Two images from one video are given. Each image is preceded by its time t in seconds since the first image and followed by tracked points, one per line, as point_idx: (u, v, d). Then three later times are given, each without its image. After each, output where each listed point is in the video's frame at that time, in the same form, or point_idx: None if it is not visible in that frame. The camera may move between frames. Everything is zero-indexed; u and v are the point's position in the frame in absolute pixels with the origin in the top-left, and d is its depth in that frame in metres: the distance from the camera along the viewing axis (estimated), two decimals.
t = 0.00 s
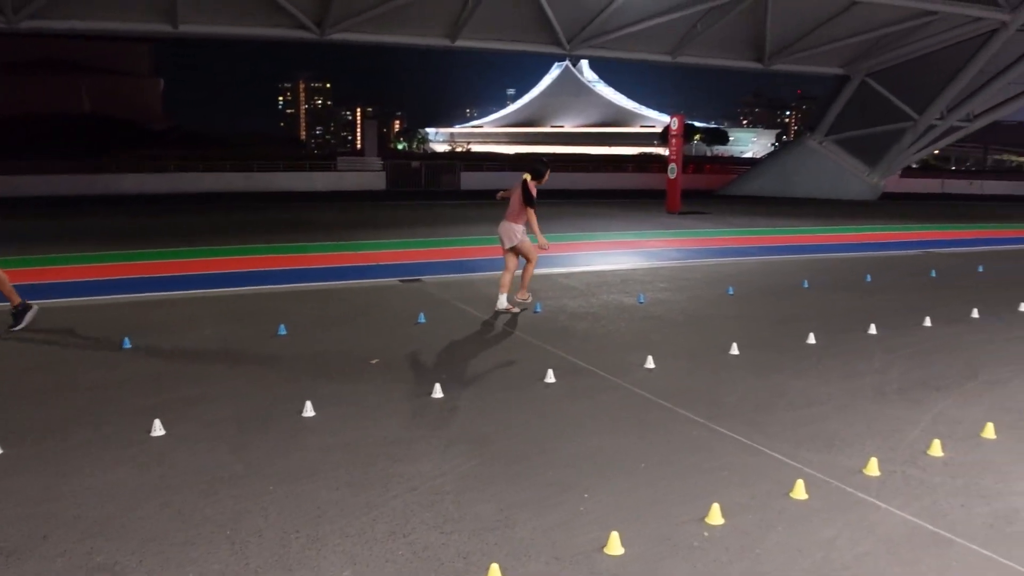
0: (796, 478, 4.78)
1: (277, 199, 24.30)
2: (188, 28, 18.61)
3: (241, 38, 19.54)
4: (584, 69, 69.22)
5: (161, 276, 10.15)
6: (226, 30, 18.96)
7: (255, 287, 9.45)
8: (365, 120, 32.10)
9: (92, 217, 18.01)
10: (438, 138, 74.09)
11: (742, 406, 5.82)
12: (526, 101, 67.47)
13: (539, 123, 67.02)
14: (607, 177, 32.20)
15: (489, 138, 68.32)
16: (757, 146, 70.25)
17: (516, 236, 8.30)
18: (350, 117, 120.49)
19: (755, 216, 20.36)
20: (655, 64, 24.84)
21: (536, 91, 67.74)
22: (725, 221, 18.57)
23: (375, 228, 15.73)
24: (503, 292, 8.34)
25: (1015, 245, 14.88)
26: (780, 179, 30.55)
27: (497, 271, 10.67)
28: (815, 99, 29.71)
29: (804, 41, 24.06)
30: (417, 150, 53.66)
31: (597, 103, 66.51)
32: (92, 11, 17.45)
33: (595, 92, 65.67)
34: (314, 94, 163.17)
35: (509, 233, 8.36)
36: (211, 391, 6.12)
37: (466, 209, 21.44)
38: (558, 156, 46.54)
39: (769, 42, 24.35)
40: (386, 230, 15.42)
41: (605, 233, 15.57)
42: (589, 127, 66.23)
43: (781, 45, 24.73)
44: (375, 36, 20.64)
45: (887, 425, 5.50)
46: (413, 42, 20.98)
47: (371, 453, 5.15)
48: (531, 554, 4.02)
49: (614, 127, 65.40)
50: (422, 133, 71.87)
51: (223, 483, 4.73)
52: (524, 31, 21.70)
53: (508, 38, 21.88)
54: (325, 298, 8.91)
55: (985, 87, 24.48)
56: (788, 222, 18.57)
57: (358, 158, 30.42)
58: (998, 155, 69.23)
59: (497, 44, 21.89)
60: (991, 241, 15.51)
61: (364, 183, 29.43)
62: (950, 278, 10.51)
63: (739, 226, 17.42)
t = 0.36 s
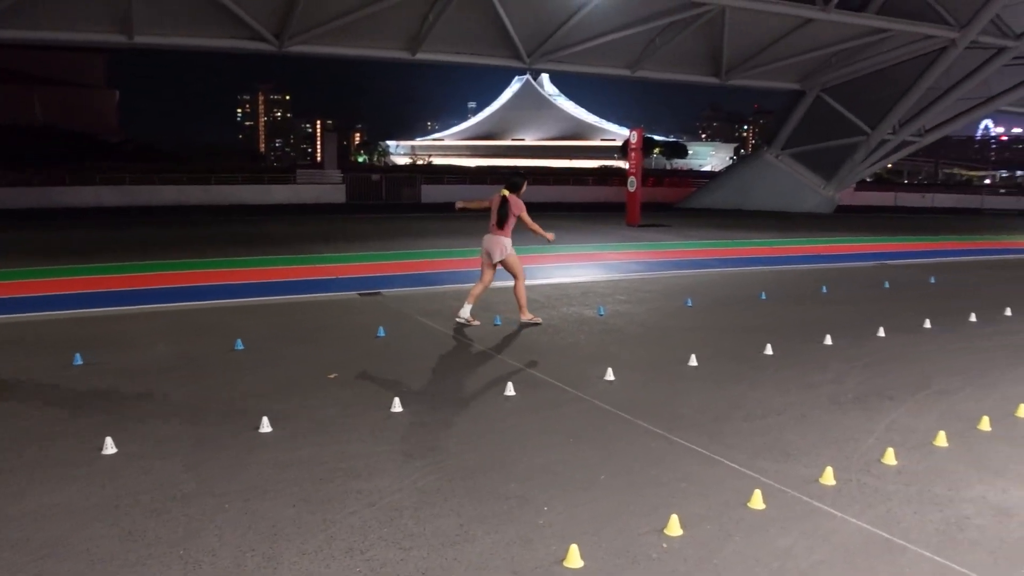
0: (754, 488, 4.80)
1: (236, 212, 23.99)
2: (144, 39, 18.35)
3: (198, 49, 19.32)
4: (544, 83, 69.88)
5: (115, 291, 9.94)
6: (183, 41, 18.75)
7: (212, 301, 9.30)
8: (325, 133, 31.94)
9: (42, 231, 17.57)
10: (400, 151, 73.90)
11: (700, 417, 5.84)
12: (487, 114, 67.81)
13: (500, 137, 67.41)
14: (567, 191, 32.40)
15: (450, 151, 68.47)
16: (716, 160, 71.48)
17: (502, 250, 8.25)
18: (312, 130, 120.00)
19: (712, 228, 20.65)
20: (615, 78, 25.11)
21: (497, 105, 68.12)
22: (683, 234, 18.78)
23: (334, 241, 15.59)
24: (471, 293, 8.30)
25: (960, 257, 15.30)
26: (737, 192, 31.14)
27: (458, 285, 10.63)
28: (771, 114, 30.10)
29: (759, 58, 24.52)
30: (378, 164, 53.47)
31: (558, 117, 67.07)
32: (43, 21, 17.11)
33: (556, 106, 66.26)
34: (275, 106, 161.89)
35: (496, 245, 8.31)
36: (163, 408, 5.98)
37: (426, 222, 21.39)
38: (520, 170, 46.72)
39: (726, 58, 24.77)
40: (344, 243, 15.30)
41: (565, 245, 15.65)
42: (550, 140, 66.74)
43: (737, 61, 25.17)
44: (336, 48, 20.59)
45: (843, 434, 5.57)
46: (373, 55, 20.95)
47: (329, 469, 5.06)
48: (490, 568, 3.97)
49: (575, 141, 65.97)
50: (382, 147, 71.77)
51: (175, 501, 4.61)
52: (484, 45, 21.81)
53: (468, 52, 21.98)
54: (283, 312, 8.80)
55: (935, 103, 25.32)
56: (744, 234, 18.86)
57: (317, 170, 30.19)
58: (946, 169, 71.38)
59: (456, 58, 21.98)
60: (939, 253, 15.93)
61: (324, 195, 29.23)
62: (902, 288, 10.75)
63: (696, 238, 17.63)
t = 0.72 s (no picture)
0: (728, 493, 4.81)
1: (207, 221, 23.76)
2: (113, 46, 18.12)
3: (168, 57, 19.14)
4: (518, 91, 70.21)
5: (84, 301, 9.78)
6: (153, 48, 18.55)
7: (183, 311, 9.19)
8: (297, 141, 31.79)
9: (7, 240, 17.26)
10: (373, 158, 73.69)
11: (674, 423, 5.86)
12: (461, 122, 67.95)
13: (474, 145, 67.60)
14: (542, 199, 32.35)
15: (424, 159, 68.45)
16: (688, 168, 72.26)
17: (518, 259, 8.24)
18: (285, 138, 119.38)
19: (683, 235, 20.82)
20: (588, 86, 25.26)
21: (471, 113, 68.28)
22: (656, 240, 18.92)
23: (306, 249, 15.49)
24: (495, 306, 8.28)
25: (927, 262, 15.58)
26: (709, 199, 31.55)
27: (433, 292, 10.60)
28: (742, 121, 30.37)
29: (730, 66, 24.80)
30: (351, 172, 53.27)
31: (531, 125, 67.41)
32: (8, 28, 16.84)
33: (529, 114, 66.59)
34: (248, 114, 160.95)
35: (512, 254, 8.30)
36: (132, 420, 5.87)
37: (400, 230, 21.34)
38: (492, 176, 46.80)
39: (698, 67, 25.00)
40: (317, 251, 15.21)
41: (540, 252, 15.69)
42: (524, 148, 67.03)
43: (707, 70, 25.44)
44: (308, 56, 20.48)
45: (815, 438, 5.62)
46: (346, 62, 20.90)
47: (301, 479, 5.00)
48: None
49: (549, 148, 66.29)
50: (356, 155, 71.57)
51: (145, 514, 4.51)
52: (456, 53, 21.85)
53: (441, 59, 22.01)
54: (254, 321, 8.71)
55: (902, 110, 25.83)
56: (715, 240, 19.04)
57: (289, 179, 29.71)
58: (912, 176, 72.77)
59: (430, 65, 22.00)
60: (906, 258, 16.21)
61: (297, 204, 29.07)
62: (872, 293, 10.88)
63: (669, 244, 17.77)
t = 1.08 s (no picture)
0: (701, 494, 4.83)
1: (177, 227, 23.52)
2: (80, 49, 17.87)
3: (135, 61, 18.90)
4: (491, 94, 70.44)
5: (53, 308, 9.64)
6: (122, 52, 18.33)
7: (154, 317, 9.10)
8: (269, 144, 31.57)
9: None
10: (346, 162, 73.32)
11: (647, 424, 5.89)
12: (434, 126, 68.04)
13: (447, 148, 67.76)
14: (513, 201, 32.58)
15: (398, 163, 68.42)
16: (661, 170, 72.92)
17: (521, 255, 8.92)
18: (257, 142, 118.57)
19: (656, 237, 20.96)
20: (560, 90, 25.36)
21: (444, 117, 68.35)
22: (628, 242, 19.04)
23: (278, 255, 15.38)
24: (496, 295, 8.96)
25: (895, 262, 15.82)
26: (680, 199, 31.54)
27: (407, 297, 10.57)
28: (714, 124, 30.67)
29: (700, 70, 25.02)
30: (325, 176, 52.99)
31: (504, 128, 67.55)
32: None
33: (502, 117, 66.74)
34: (219, 118, 159.58)
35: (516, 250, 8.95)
36: (101, 429, 5.77)
37: (372, 234, 21.29)
38: (466, 180, 46.78)
39: (669, 70, 25.17)
40: (289, 256, 15.11)
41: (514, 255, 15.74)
42: (497, 151, 67.17)
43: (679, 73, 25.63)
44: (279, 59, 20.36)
45: (786, 437, 5.67)
46: (318, 66, 20.80)
47: (274, 487, 4.95)
48: None
49: (523, 151, 66.48)
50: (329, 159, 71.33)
51: (115, 524, 4.44)
52: (429, 56, 21.82)
53: (413, 62, 21.97)
54: (226, 327, 8.64)
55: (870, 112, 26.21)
56: (687, 242, 19.20)
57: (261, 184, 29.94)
58: (880, 177, 73.98)
59: (402, 69, 21.97)
60: (875, 258, 16.44)
61: (269, 208, 28.89)
62: (841, 294, 11.02)
63: (642, 246, 17.88)
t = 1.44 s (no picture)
0: (674, 495, 4.85)
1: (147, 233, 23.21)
2: (45, 53, 17.59)
3: (102, 65, 18.66)
4: (463, 98, 70.55)
5: (19, 316, 9.46)
6: (88, 56, 18.07)
7: (123, 324, 8.97)
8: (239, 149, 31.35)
9: None
10: (318, 167, 72.83)
11: (620, 425, 5.92)
12: (406, 130, 67.93)
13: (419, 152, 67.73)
14: (485, 205, 32.72)
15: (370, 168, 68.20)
16: (633, 174, 73.46)
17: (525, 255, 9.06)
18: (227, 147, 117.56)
19: (628, 240, 21.09)
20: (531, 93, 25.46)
21: (416, 121, 68.29)
22: (601, 245, 19.15)
23: (248, 260, 15.24)
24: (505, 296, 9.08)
25: (862, 262, 16.05)
26: (655, 205, 31.38)
27: (380, 301, 10.53)
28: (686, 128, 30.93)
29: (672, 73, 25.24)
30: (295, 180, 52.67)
31: (477, 132, 67.64)
32: None
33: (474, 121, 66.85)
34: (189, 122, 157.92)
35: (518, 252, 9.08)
36: (68, 439, 5.66)
37: (345, 239, 21.19)
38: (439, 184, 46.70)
39: (640, 74, 25.36)
40: (259, 261, 14.99)
41: (487, 259, 15.76)
42: (469, 155, 67.25)
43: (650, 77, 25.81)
44: (249, 63, 20.21)
45: (758, 437, 5.72)
46: (290, 70, 20.68)
47: (246, 494, 4.89)
48: None
49: (495, 155, 66.62)
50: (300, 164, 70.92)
51: (82, 535, 4.36)
52: (400, 60, 21.78)
53: (385, 66, 21.94)
54: (195, 333, 8.54)
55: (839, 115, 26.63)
56: (659, 244, 19.33)
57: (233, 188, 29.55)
58: (848, 179, 75.12)
59: (373, 73, 21.93)
60: (844, 259, 16.67)
61: (240, 213, 28.64)
62: (811, 294, 11.17)
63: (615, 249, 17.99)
